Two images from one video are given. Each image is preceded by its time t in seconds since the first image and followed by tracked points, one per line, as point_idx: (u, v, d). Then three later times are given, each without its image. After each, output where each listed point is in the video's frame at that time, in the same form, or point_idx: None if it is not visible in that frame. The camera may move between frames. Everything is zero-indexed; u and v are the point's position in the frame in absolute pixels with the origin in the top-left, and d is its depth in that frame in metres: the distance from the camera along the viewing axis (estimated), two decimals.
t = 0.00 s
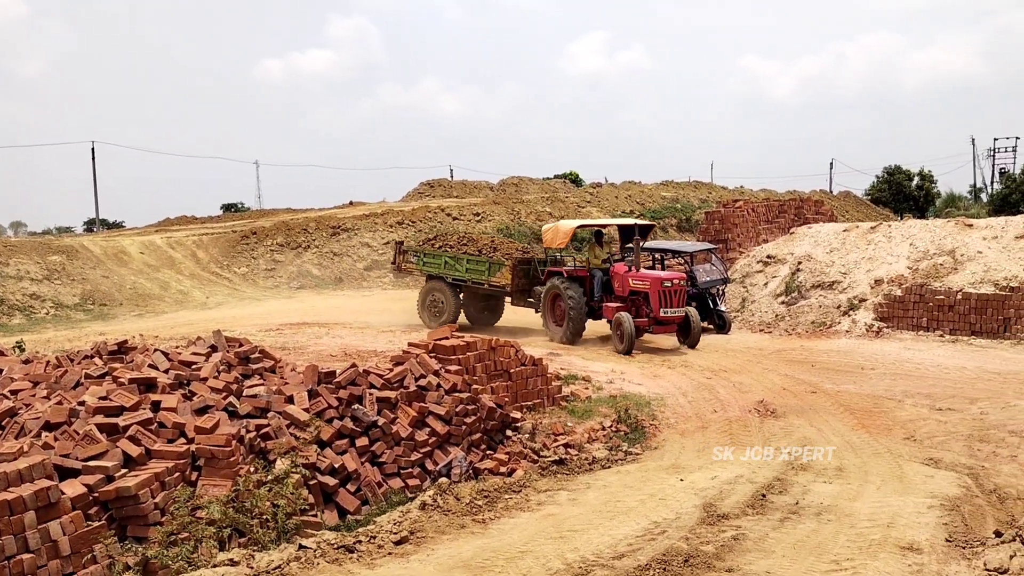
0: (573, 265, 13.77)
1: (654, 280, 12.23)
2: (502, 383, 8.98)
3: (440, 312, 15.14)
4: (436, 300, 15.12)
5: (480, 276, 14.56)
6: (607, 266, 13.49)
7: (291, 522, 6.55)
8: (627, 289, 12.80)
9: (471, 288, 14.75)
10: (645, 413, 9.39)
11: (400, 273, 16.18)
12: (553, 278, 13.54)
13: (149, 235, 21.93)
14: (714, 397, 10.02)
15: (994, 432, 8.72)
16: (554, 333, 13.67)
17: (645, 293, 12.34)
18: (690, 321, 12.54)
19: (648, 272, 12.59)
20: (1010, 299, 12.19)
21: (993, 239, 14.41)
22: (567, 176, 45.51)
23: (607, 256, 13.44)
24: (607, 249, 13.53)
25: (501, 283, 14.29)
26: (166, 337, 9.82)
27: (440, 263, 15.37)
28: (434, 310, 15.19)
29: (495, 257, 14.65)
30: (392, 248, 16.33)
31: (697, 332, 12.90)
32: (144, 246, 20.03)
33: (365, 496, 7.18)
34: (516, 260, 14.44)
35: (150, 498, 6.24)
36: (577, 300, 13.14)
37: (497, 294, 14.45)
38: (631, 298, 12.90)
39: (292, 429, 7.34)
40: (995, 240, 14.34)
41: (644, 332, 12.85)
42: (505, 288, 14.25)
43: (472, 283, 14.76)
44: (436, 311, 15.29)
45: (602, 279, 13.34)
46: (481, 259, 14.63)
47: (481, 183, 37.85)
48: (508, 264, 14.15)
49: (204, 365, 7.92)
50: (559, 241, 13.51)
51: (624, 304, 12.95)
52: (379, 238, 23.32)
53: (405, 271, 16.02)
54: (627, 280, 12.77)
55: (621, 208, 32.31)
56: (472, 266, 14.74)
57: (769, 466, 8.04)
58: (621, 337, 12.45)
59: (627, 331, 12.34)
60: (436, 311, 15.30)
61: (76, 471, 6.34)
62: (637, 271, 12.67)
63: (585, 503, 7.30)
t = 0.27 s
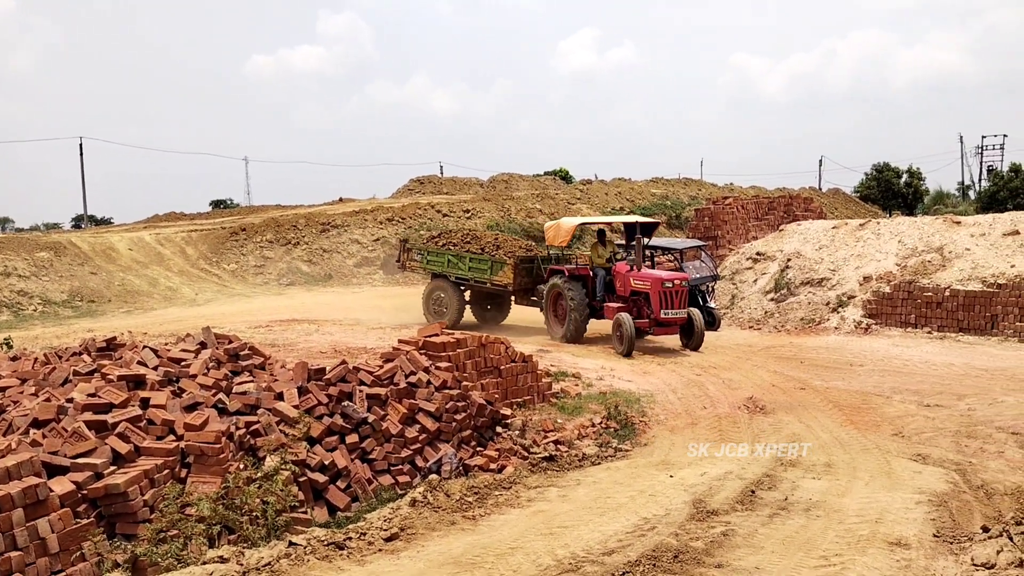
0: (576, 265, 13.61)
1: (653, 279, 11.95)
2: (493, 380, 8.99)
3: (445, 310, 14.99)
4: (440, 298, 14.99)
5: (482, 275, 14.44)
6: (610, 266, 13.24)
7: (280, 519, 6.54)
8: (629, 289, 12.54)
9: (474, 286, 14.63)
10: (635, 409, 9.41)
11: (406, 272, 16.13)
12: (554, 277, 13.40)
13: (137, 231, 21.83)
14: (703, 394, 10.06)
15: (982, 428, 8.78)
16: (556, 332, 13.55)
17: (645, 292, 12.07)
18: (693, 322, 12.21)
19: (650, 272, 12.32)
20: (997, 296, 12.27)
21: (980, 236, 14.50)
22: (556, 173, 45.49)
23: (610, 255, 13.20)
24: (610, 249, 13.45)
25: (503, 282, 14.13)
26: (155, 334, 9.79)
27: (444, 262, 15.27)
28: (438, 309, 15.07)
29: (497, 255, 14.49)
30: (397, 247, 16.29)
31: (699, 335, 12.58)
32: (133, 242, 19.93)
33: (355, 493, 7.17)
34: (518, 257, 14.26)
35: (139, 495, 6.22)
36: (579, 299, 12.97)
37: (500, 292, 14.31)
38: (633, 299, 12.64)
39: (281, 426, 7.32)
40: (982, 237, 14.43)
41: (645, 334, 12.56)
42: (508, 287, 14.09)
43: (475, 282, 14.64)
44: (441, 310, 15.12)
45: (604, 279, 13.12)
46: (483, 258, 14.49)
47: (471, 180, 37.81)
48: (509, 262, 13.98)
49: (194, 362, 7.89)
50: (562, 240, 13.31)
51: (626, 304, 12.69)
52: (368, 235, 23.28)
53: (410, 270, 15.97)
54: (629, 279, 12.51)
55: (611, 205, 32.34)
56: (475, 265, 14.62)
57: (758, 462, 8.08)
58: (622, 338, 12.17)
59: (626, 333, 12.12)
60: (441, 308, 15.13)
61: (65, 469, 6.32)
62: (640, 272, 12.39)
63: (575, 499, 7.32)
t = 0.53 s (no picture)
0: (578, 259, 13.36)
1: (656, 275, 11.60)
2: (482, 374, 9.00)
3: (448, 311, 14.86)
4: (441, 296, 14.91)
5: (483, 271, 14.27)
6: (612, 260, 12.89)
7: (269, 514, 6.53)
8: (631, 285, 12.20)
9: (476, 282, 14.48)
10: (624, 403, 9.45)
11: (410, 268, 16.06)
12: (556, 271, 13.16)
13: (124, 225, 21.69)
14: (692, 387, 10.10)
15: (968, 421, 8.86)
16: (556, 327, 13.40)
17: (647, 289, 11.73)
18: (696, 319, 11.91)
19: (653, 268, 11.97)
20: (983, 290, 12.36)
21: (968, 230, 14.60)
22: (546, 167, 45.46)
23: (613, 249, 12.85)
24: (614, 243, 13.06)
25: (503, 279, 13.93)
26: (142, 329, 9.75)
27: (446, 258, 15.12)
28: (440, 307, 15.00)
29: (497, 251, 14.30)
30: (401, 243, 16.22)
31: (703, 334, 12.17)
32: (120, 236, 19.80)
33: (344, 487, 7.15)
34: (519, 253, 14.05)
35: (127, 490, 6.18)
36: (578, 293, 12.76)
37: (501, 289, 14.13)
38: (635, 296, 12.29)
39: (270, 420, 7.30)
40: (969, 231, 14.53)
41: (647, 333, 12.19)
42: (508, 283, 13.90)
43: (477, 278, 14.49)
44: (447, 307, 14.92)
45: (606, 274, 12.77)
46: (484, 254, 14.32)
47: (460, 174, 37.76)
48: (509, 258, 13.79)
49: (182, 356, 7.86)
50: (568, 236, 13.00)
51: (628, 301, 12.36)
52: (357, 229, 23.22)
53: (414, 266, 15.91)
54: (631, 275, 12.17)
55: (600, 200, 32.38)
56: (476, 261, 14.46)
57: (747, 455, 8.12)
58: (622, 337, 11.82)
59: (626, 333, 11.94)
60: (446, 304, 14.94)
61: (53, 464, 6.28)
62: (642, 268, 12.03)
63: (565, 492, 7.34)
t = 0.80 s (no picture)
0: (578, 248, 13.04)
1: (654, 266, 11.28)
2: (466, 364, 9.00)
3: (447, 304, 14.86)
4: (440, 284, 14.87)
5: (483, 260, 14.20)
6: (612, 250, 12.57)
7: (253, 504, 6.48)
8: (630, 276, 11.91)
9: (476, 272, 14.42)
10: (608, 393, 9.48)
11: (412, 258, 16.04)
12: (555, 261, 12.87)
13: (105, 216, 21.48)
14: (676, 377, 10.15)
15: (949, 409, 8.95)
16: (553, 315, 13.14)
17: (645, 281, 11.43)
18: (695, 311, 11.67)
19: (652, 259, 11.66)
20: (964, 280, 12.49)
21: (948, 221, 14.72)
22: (530, 157, 45.39)
23: (613, 239, 12.52)
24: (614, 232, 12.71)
25: (502, 268, 13.82)
26: (123, 319, 9.68)
27: (448, 247, 15.12)
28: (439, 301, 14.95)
29: (498, 240, 14.20)
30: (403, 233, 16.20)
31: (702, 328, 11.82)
32: (101, 227, 19.61)
33: (328, 477, 7.12)
34: (518, 243, 13.97)
35: (109, 481, 6.12)
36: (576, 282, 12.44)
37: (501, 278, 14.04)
38: (634, 288, 12.00)
39: (253, 411, 7.26)
40: (950, 222, 14.65)
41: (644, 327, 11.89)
42: (507, 272, 13.80)
43: (477, 268, 14.42)
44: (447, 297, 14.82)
45: (605, 264, 12.46)
46: (484, 243, 14.24)
47: (444, 164, 37.68)
48: (509, 248, 13.66)
49: (164, 347, 7.81)
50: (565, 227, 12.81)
51: (625, 293, 12.05)
52: (341, 219, 23.13)
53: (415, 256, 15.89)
54: (630, 266, 11.87)
55: (584, 190, 32.41)
56: (476, 250, 14.41)
57: (730, 444, 8.17)
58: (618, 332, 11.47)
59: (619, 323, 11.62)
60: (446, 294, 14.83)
61: (33, 455, 6.21)
62: (641, 259, 11.72)
63: (549, 482, 7.36)
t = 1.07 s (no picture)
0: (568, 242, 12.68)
1: (646, 262, 10.97)
2: (447, 355, 9.00)
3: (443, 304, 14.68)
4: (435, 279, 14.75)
5: (472, 254, 13.79)
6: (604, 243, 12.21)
7: (231, 496, 6.43)
8: (621, 271, 11.58)
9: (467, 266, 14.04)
10: (588, 383, 9.52)
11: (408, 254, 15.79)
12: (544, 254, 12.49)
13: (80, 207, 21.24)
14: (655, 368, 10.20)
15: (924, 399, 9.06)
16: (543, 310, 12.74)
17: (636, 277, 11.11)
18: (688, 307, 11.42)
19: (644, 254, 11.34)
20: (940, 271, 12.63)
21: (925, 212, 14.85)
22: (511, 148, 45.31)
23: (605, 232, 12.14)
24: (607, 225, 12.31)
25: (491, 262, 13.41)
26: (98, 310, 9.60)
27: (440, 242, 14.80)
28: (430, 298, 14.81)
29: (488, 233, 13.81)
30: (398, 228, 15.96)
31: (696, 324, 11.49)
32: (77, 218, 19.37)
33: (307, 469, 7.08)
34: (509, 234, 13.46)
35: (85, 473, 6.06)
36: (566, 275, 12.04)
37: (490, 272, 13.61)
38: (625, 283, 11.68)
39: (232, 402, 7.21)
40: (926, 213, 14.78)
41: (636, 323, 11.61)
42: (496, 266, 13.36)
43: (468, 262, 14.05)
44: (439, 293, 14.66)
45: (596, 258, 12.12)
46: (474, 236, 13.88)
47: (425, 155, 37.59)
48: (497, 240, 13.23)
49: (141, 338, 7.75)
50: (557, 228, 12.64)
51: (616, 288, 11.74)
52: (320, 210, 23.02)
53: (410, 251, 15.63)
54: (622, 260, 11.54)
55: (565, 181, 32.44)
56: (466, 243, 14.02)
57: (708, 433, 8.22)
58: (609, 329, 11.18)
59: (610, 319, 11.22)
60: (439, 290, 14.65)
61: (8, 448, 6.13)
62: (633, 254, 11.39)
63: (529, 472, 7.38)
